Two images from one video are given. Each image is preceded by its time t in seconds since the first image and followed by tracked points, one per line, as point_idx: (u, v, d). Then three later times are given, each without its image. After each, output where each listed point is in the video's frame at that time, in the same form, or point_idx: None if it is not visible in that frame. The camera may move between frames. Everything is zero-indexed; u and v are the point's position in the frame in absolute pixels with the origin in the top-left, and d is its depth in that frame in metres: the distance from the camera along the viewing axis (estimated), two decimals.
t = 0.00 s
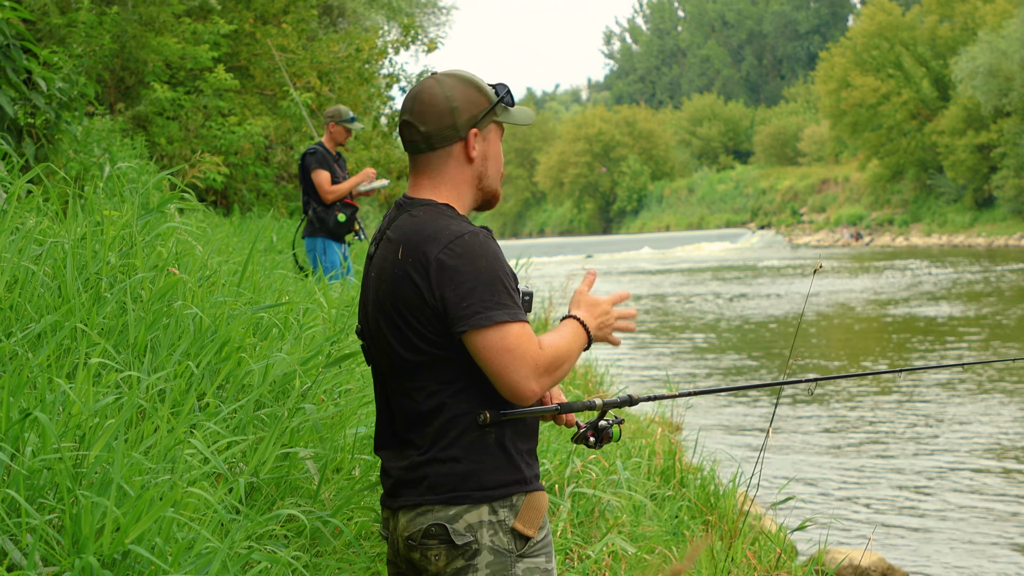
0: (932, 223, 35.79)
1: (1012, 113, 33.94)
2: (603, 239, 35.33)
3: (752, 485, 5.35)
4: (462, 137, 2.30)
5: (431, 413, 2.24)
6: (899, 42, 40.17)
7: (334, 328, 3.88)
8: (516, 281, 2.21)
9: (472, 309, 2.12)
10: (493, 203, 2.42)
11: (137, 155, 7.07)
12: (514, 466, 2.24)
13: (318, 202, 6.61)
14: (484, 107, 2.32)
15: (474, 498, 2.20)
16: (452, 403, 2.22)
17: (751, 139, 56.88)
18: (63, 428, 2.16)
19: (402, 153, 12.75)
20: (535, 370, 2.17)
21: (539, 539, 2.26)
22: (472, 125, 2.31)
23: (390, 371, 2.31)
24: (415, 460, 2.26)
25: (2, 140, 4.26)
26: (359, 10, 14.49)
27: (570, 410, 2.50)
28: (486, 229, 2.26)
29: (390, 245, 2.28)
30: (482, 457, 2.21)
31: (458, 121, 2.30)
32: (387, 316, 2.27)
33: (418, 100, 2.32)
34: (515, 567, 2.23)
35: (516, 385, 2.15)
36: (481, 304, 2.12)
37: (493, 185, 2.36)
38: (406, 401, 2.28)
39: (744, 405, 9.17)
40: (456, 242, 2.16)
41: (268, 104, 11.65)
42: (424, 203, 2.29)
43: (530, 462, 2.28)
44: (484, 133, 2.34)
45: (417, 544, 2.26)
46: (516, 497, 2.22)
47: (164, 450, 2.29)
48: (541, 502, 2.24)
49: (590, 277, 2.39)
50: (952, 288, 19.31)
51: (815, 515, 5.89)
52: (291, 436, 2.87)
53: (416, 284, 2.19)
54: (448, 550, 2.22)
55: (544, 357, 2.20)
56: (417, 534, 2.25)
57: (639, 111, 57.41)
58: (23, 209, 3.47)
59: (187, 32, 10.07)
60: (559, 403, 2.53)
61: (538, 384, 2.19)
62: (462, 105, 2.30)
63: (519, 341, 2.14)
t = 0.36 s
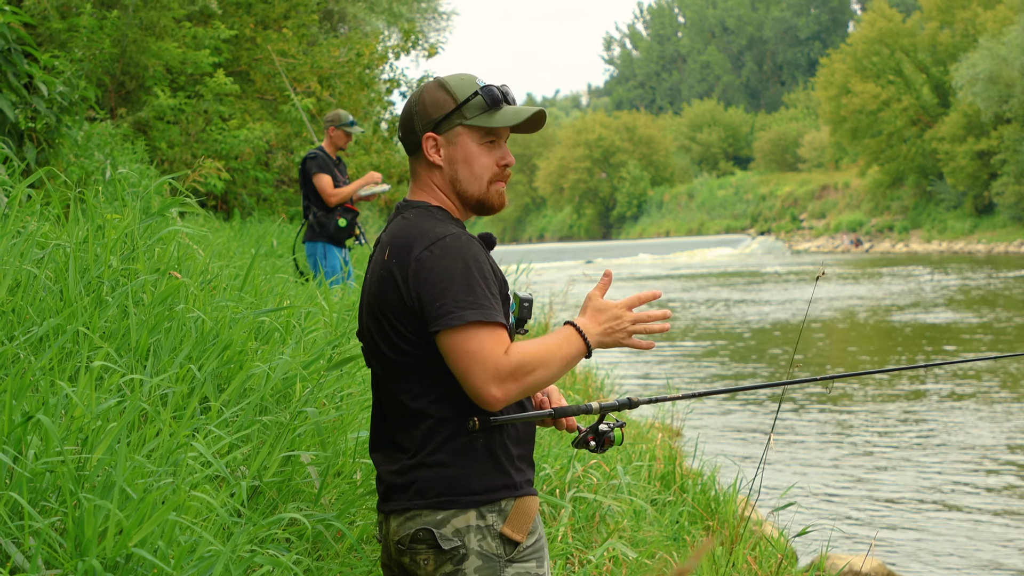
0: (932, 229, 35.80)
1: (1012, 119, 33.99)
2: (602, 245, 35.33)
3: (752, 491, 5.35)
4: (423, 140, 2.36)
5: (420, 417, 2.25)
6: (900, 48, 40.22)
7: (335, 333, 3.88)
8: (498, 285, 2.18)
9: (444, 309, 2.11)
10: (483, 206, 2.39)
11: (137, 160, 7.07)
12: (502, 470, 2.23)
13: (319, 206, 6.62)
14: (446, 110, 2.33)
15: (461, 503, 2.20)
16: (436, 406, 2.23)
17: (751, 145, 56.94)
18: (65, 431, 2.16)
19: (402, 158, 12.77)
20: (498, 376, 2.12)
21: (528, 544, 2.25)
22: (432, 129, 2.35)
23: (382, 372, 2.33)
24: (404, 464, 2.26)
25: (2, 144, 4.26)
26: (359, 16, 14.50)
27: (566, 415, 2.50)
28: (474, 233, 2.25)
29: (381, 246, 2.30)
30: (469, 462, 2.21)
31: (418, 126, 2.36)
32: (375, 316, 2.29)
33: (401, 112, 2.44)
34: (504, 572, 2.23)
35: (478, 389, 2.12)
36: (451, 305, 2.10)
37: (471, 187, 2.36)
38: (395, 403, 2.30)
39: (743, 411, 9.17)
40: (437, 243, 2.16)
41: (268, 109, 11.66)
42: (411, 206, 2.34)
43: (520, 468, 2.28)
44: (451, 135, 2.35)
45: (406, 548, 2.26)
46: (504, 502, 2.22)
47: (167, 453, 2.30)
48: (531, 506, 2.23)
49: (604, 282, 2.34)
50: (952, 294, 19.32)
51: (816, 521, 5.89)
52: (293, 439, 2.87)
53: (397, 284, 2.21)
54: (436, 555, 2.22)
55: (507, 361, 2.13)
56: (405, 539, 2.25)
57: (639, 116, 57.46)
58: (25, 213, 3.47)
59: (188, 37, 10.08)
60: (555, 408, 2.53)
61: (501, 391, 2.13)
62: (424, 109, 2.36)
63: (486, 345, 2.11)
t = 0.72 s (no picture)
0: (932, 230, 35.81)
1: (1012, 121, 34.00)
2: (602, 246, 35.31)
3: (752, 491, 5.34)
4: (424, 139, 2.35)
5: (413, 415, 2.26)
6: (899, 49, 40.21)
7: (335, 332, 3.88)
8: (477, 289, 2.15)
9: (417, 309, 2.11)
10: (484, 206, 2.38)
11: (136, 159, 7.06)
12: (492, 469, 2.23)
13: (318, 206, 6.62)
14: (447, 110, 2.33)
15: (451, 502, 2.20)
16: (425, 407, 2.24)
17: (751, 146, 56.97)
18: (64, 430, 2.15)
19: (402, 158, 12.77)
20: (457, 380, 2.09)
21: (519, 544, 2.24)
22: (433, 127, 2.34)
23: (377, 371, 2.35)
24: (397, 463, 2.28)
25: (2, 144, 4.25)
26: (359, 16, 14.49)
27: (563, 415, 2.49)
28: (463, 235, 2.24)
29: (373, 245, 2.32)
30: (460, 460, 2.22)
31: (419, 124, 2.35)
32: (365, 314, 2.31)
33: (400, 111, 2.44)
34: (494, 571, 2.22)
35: (438, 390, 2.11)
36: (423, 306, 2.10)
37: (474, 188, 2.36)
38: (390, 403, 2.31)
39: (742, 411, 9.17)
40: (419, 244, 2.16)
41: (268, 108, 11.65)
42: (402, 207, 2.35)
43: (513, 467, 2.27)
44: (453, 135, 2.34)
45: (397, 545, 2.26)
46: (495, 501, 2.22)
47: (167, 452, 2.30)
48: (523, 507, 2.22)
49: (582, 282, 2.23)
50: (951, 296, 19.33)
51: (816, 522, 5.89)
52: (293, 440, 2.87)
53: (380, 283, 2.22)
54: (425, 552, 2.22)
55: (464, 365, 2.09)
56: (396, 535, 2.25)
57: (638, 117, 57.45)
58: (25, 211, 3.47)
59: (187, 37, 10.08)
60: (551, 408, 2.53)
61: (460, 396, 2.10)
62: (425, 108, 2.35)
63: (451, 348, 2.09)
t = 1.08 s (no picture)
0: (932, 230, 35.80)
1: (1012, 120, 33.99)
2: (602, 245, 35.32)
3: (752, 490, 5.34)
4: (473, 145, 2.31)
5: (412, 415, 2.25)
6: (900, 48, 40.19)
7: (336, 331, 3.87)
8: (482, 290, 2.14)
9: (421, 313, 2.09)
10: (478, 212, 2.43)
11: (137, 157, 7.05)
12: (490, 470, 2.23)
13: (319, 205, 6.62)
14: (484, 117, 2.34)
15: (448, 500, 2.20)
16: (426, 409, 2.23)
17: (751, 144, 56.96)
18: (65, 428, 2.16)
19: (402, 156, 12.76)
20: (465, 384, 2.09)
21: (515, 545, 2.24)
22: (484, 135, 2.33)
23: (377, 372, 2.33)
24: (397, 461, 2.27)
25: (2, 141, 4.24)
26: (360, 14, 14.47)
27: (564, 416, 2.49)
28: (466, 237, 2.22)
29: (375, 246, 2.29)
30: (457, 459, 2.21)
31: (471, 130, 2.30)
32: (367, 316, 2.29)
33: (427, 104, 2.28)
34: (489, 572, 2.22)
35: (445, 394, 2.10)
36: (429, 311, 2.08)
37: (485, 195, 2.39)
38: (391, 403, 2.30)
39: (742, 410, 9.16)
40: (423, 245, 2.13)
41: (268, 106, 11.64)
42: (426, 210, 2.25)
43: (512, 467, 2.26)
44: (486, 143, 2.36)
45: (394, 543, 2.26)
46: (492, 502, 2.21)
47: (168, 450, 2.29)
48: (520, 508, 2.22)
49: (571, 280, 2.27)
50: (951, 295, 19.32)
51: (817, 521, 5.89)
52: (295, 439, 2.86)
53: (384, 285, 2.20)
54: (421, 550, 2.22)
55: (474, 368, 2.08)
56: (393, 533, 2.25)
57: (638, 116, 57.43)
58: (26, 209, 3.46)
59: (188, 35, 10.08)
60: (552, 408, 2.53)
61: (468, 398, 2.10)
62: (474, 114, 2.31)
63: (457, 351, 2.08)
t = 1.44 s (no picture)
0: (933, 231, 35.80)
1: (1013, 121, 34.00)
2: (602, 246, 35.35)
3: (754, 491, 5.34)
4: (480, 147, 2.31)
5: (421, 416, 2.24)
6: (901, 49, 40.20)
7: (337, 332, 3.88)
8: (503, 287, 2.17)
9: (452, 314, 2.10)
10: (480, 214, 2.42)
11: (138, 157, 7.06)
12: (502, 469, 2.23)
13: (320, 205, 6.61)
14: (493, 119, 2.33)
15: (462, 499, 2.20)
16: (438, 406, 2.22)
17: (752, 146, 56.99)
18: (67, 428, 2.15)
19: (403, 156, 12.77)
20: (506, 382, 2.13)
21: (528, 542, 2.25)
22: (490, 137, 2.33)
23: (382, 372, 2.31)
24: (406, 462, 2.26)
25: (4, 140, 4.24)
26: (361, 14, 14.49)
27: (565, 416, 2.48)
28: (482, 235, 2.24)
29: (384, 247, 2.26)
30: (470, 458, 2.21)
31: (480, 131, 2.30)
32: (379, 318, 2.26)
33: (437, 104, 2.28)
34: (504, 569, 2.23)
35: (486, 395, 2.12)
36: (461, 311, 2.09)
37: (489, 196, 2.39)
38: (397, 402, 2.28)
39: (743, 411, 9.15)
40: (446, 245, 2.14)
41: (270, 106, 11.65)
42: (439, 210, 2.25)
43: (520, 465, 2.27)
44: (493, 145, 2.36)
45: (406, 544, 2.25)
46: (505, 499, 2.22)
47: (169, 450, 2.29)
48: (531, 504, 2.23)
49: (587, 285, 2.34)
50: (952, 297, 19.33)
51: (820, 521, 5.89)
52: (297, 439, 2.86)
53: (405, 286, 2.18)
54: (435, 551, 2.22)
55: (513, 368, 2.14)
56: (406, 534, 2.24)
57: (639, 117, 57.46)
58: (27, 209, 3.46)
59: (190, 35, 10.08)
60: (554, 408, 2.51)
61: (509, 396, 2.15)
62: (483, 116, 2.31)
63: (495, 350, 2.11)
